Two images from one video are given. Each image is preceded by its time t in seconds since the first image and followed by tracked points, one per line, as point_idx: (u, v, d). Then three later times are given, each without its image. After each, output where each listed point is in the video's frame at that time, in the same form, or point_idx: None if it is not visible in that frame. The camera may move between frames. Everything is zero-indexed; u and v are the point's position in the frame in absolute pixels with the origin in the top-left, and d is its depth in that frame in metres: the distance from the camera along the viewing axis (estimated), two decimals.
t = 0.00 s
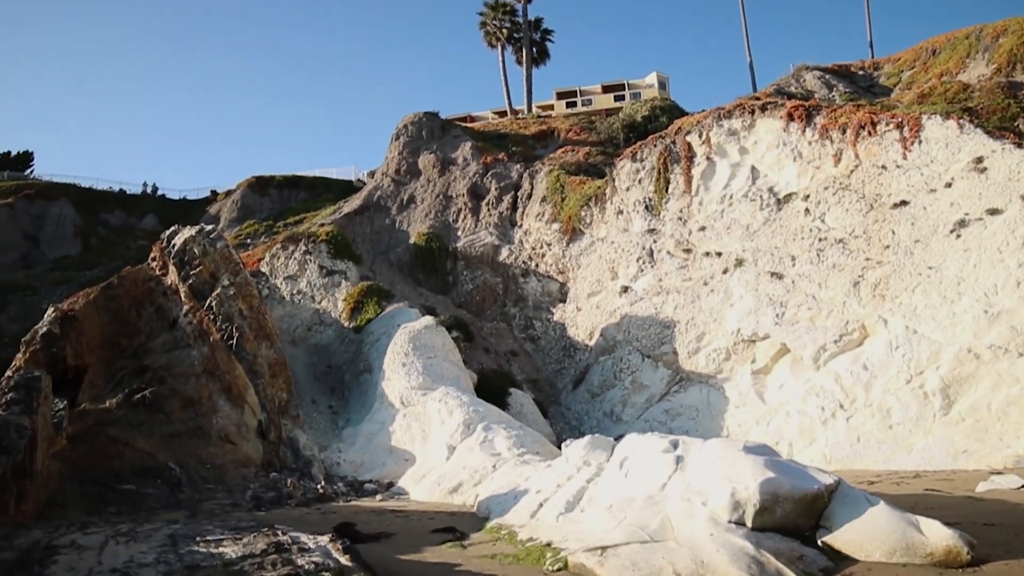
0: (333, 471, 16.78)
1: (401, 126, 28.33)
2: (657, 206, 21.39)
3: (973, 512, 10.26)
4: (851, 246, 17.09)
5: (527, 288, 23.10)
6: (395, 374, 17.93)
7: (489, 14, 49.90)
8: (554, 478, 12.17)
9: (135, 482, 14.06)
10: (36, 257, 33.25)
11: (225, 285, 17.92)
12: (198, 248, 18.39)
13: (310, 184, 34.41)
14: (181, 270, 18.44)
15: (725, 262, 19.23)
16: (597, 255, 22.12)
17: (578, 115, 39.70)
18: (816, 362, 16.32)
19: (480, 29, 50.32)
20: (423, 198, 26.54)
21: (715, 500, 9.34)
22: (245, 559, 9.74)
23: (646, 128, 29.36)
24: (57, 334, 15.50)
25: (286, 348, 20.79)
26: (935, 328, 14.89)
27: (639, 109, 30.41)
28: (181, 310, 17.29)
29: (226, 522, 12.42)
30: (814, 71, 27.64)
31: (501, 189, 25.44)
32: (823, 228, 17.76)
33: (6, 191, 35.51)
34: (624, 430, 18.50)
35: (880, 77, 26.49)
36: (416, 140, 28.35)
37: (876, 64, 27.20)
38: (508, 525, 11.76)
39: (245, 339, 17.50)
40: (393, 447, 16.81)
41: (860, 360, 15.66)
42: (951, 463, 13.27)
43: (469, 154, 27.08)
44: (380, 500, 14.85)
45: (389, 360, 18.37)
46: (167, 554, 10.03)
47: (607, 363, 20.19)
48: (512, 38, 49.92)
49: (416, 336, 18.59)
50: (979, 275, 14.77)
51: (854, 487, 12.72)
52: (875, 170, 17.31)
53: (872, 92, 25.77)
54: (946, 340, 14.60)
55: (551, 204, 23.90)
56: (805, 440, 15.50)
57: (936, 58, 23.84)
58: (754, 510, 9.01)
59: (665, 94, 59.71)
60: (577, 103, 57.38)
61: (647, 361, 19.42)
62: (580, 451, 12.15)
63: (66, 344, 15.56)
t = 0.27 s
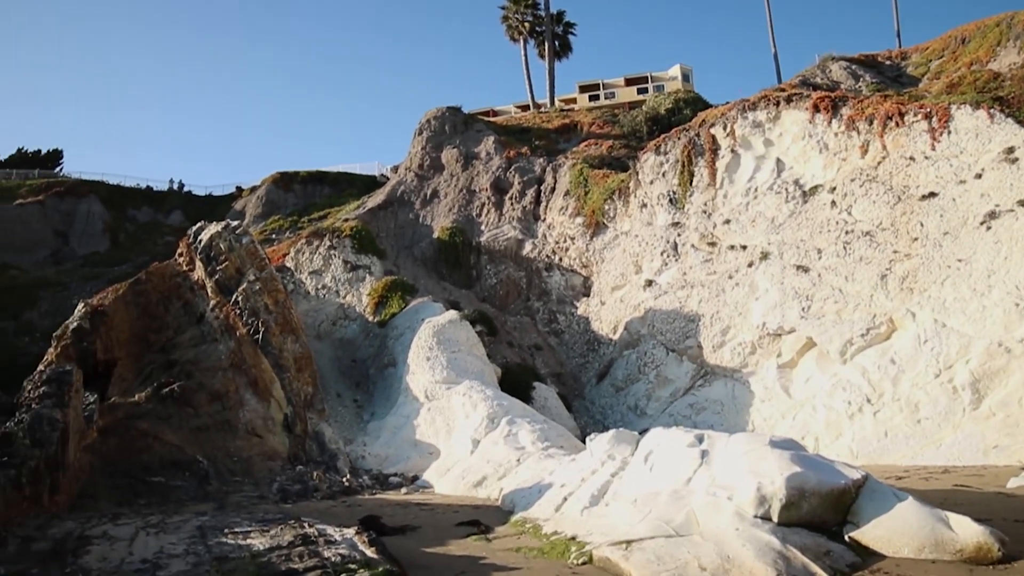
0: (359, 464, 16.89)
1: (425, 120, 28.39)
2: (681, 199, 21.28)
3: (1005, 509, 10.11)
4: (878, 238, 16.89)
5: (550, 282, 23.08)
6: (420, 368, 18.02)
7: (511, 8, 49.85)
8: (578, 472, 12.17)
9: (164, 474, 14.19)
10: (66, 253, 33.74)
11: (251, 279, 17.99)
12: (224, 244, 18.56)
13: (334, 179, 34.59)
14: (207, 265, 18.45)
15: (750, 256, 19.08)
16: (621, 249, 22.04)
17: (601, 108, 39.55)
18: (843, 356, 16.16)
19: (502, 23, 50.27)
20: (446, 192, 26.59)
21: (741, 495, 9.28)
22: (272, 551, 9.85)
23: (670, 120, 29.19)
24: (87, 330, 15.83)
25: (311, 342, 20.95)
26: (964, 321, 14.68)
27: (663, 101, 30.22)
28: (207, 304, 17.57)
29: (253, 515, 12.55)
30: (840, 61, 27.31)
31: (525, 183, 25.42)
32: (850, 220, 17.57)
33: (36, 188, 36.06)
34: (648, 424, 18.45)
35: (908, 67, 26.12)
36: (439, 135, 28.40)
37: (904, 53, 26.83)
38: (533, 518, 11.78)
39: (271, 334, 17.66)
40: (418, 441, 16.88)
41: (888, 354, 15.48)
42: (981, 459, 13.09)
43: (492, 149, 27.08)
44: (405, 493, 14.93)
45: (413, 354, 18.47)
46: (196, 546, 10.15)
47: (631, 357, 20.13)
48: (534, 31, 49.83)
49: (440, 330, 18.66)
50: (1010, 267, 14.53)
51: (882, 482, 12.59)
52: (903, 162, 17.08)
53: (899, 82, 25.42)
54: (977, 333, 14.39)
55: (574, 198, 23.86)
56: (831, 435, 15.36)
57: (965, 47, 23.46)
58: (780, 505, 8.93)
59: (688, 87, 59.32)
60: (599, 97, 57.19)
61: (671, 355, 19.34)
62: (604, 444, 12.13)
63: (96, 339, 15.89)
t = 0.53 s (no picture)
0: (384, 456, 17.00)
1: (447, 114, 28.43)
2: (705, 191, 21.15)
3: None
4: (906, 230, 16.68)
5: (574, 275, 23.04)
6: (444, 361, 18.11)
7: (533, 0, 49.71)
8: (603, 465, 12.17)
9: (192, 466, 14.33)
10: (95, 248, 34.20)
11: (276, 274, 18.12)
12: (250, 238, 18.72)
13: (357, 174, 34.75)
14: (233, 260, 18.76)
15: (775, 248, 18.94)
16: (645, 242, 21.96)
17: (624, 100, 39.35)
18: (869, 349, 16.00)
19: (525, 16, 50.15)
20: (469, 186, 26.62)
21: (766, 488, 9.23)
22: (299, 542, 9.96)
23: (694, 112, 28.99)
24: (117, 324, 16.05)
25: (336, 335, 21.10)
26: (994, 314, 14.48)
27: (686, 93, 30.01)
28: (234, 298, 17.80)
29: (279, 506, 12.67)
30: (867, 51, 26.97)
31: (548, 176, 25.38)
32: (877, 212, 17.37)
33: (65, 185, 36.56)
34: (672, 417, 18.41)
35: (936, 56, 25.74)
36: (461, 129, 28.43)
37: (932, 42, 26.44)
38: (557, 511, 11.81)
39: (296, 327, 17.81)
40: (442, 434, 16.97)
41: (916, 347, 15.31)
42: (1012, 453, 12.92)
43: (515, 142, 27.06)
44: (430, 485, 15.01)
45: (437, 347, 18.56)
46: (225, 536, 10.28)
47: (655, 350, 20.08)
48: (556, 23, 49.66)
49: (464, 323, 18.73)
50: None
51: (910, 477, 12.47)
52: (931, 152, 16.85)
53: (927, 71, 25.06)
54: (1007, 326, 14.19)
55: (597, 191, 23.80)
56: (857, 428, 15.22)
57: (995, 34, 23.06)
58: (806, 499, 8.87)
59: (712, 78, 58.85)
60: (622, 89, 56.92)
61: (695, 348, 19.27)
62: (629, 437, 12.11)
63: (125, 333, 16.11)
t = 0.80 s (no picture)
0: (408, 448, 17.10)
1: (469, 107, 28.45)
2: (729, 182, 21.01)
3: None
4: (934, 221, 16.46)
5: (597, 268, 23.00)
6: (468, 354, 18.22)
7: None
8: (627, 457, 12.18)
9: (220, 457, 14.41)
10: (124, 244, 34.64)
11: (301, 267, 18.23)
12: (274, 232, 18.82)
13: (380, 167, 34.89)
14: (259, 253, 18.78)
15: (800, 239, 18.78)
16: (668, 233, 21.87)
17: (647, 91, 39.14)
18: (896, 341, 15.83)
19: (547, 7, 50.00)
20: (492, 178, 26.64)
21: (792, 481, 9.19)
22: (325, 533, 10.07)
23: (717, 103, 28.78)
24: (146, 317, 16.27)
25: (361, 328, 21.25)
26: None
27: (709, 83, 29.79)
28: (260, 292, 18.03)
29: (306, 497, 12.81)
30: (894, 39, 26.62)
31: (570, 168, 25.33)
32: (904, 202, 17.17)
33: (94, 180, 37.05)
34: (696, 410, 18.37)
35: (965, 43, 25.35)
36: (484, 121, 28.44)
37: (962, 29, 26.03)
38: (582, 503, 11.84)
39: (321, 320, 17.95)
40: (467, 426, 17.05)
41: (944, 339, 15.13)
42: None
43: (538, 134, 27.01)
44: (454, 477, 15.09)
45: (462, 340, 18.67)
46: (254, 527, 10.42)
47: (679, 342, 20.03)
48: (579, 14, 49.45)
49: (488, 315, 18.80)
50: None
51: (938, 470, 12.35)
52: (960, 142, 16.61)
53: (956, 58, 24.70)
54: None
55: (620, 183, 23.73)
56: (884, 422, 15.07)
57: None
58: (833, 492, 8.83)
59: (736, 68, 58.36)
60: (645, 80, 56.64)
61: (720, 340, 19.19)
62: (653, 429, 12.10)
63: (154, 325, 16.32)
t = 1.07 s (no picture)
0: (433, 439, 17.20)
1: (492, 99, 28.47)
2: (753, 173, 20.87)
3: None
4: (962, 211, 16.24)
5: (620, 259, 22.95)
6: (492, 346, 18.30)
7: None
8: (651, 448, 12.19)
9: (248, 448, 14.58)
10: (152, 238, 35.07)
11: (326, 260, 18.49)
12: (300, 226, 19.11)
13: (403, 160, 35.03)
14: (285, 247, 19.15)
15: (825, 230, 18.62)
16: (692, 225, 21.76)
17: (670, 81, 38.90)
18: (924, 332, 15.66)
19: None
20: (515, 170, 26.65)
21: (818, 473, 9.16)
22: (352, 523, 10.18)
23: (741, 92, 28.56)
24: (174, 310, 16.51)
25: (385, 320, 21.39)
26: None
27: (733, 73, 29.55)
28: (285, 285, 18.21)
29: (333, 488, 12.94)
30: (922, 26, 26.24)
31: (593, 160, 25.27)
32: (932, 191, 16.96)
33: (123, 176, 37.52)
34: (721, 402, 18.32)
35: (995, 30, 24.93)
36: (506, 114, 28.43)
37: (991, 15, 25.61)
38: (606, 494, 11.87)
39: (346, 313, 18.08)
40: (491, 418, 17.12)
41: (972, 331, 14.95)
42: None
43: (560, 126, 26.94)
44: (479, 468, 15.18)
45: (485, 332, 18.74)
46: (281, 516, 10.55)
47: (703, 334, 19.97)
48: (601, 5, 49.21)
49: (511, 307, 18.86)
50: None
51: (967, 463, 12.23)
52: (990, 130, 16.37)
53: (986, 45, 24.31)
54: None
55: (643, 174, 23.64)
56: (911, 414, 14.91)
57: None
58: (859, 485, 8.79)
59: (760, 57, 57.83)
60: (668, 70, 56.30)
61: (744, 332, 19.10)
62: (678, 421, 12.09)
63: (182, 318, 16.59)
